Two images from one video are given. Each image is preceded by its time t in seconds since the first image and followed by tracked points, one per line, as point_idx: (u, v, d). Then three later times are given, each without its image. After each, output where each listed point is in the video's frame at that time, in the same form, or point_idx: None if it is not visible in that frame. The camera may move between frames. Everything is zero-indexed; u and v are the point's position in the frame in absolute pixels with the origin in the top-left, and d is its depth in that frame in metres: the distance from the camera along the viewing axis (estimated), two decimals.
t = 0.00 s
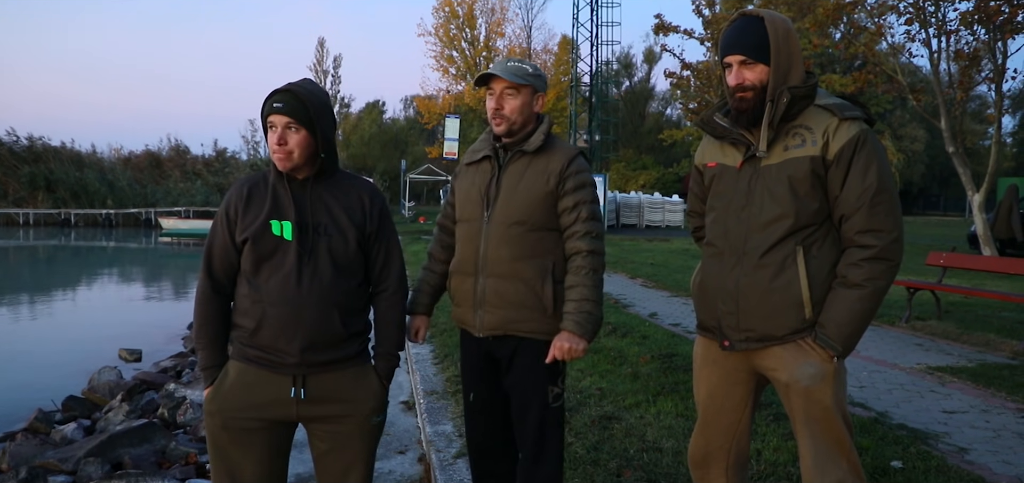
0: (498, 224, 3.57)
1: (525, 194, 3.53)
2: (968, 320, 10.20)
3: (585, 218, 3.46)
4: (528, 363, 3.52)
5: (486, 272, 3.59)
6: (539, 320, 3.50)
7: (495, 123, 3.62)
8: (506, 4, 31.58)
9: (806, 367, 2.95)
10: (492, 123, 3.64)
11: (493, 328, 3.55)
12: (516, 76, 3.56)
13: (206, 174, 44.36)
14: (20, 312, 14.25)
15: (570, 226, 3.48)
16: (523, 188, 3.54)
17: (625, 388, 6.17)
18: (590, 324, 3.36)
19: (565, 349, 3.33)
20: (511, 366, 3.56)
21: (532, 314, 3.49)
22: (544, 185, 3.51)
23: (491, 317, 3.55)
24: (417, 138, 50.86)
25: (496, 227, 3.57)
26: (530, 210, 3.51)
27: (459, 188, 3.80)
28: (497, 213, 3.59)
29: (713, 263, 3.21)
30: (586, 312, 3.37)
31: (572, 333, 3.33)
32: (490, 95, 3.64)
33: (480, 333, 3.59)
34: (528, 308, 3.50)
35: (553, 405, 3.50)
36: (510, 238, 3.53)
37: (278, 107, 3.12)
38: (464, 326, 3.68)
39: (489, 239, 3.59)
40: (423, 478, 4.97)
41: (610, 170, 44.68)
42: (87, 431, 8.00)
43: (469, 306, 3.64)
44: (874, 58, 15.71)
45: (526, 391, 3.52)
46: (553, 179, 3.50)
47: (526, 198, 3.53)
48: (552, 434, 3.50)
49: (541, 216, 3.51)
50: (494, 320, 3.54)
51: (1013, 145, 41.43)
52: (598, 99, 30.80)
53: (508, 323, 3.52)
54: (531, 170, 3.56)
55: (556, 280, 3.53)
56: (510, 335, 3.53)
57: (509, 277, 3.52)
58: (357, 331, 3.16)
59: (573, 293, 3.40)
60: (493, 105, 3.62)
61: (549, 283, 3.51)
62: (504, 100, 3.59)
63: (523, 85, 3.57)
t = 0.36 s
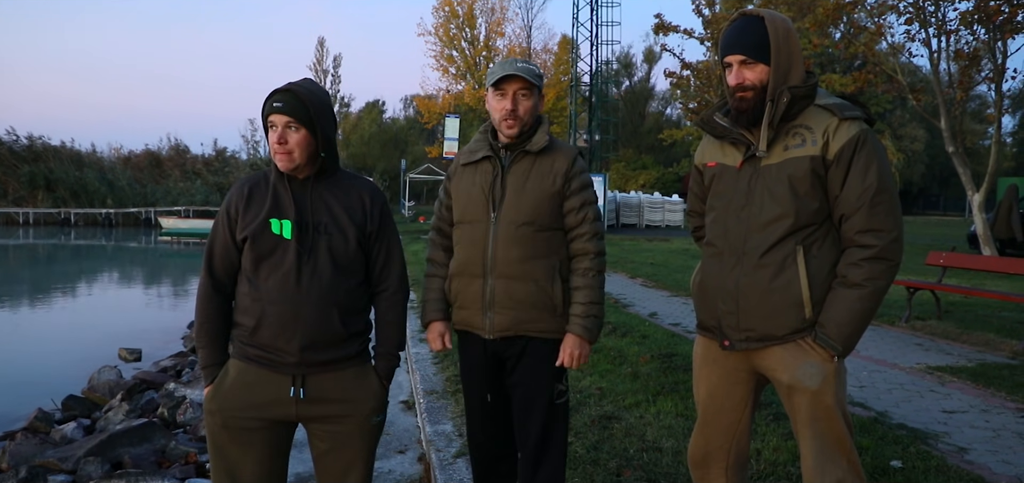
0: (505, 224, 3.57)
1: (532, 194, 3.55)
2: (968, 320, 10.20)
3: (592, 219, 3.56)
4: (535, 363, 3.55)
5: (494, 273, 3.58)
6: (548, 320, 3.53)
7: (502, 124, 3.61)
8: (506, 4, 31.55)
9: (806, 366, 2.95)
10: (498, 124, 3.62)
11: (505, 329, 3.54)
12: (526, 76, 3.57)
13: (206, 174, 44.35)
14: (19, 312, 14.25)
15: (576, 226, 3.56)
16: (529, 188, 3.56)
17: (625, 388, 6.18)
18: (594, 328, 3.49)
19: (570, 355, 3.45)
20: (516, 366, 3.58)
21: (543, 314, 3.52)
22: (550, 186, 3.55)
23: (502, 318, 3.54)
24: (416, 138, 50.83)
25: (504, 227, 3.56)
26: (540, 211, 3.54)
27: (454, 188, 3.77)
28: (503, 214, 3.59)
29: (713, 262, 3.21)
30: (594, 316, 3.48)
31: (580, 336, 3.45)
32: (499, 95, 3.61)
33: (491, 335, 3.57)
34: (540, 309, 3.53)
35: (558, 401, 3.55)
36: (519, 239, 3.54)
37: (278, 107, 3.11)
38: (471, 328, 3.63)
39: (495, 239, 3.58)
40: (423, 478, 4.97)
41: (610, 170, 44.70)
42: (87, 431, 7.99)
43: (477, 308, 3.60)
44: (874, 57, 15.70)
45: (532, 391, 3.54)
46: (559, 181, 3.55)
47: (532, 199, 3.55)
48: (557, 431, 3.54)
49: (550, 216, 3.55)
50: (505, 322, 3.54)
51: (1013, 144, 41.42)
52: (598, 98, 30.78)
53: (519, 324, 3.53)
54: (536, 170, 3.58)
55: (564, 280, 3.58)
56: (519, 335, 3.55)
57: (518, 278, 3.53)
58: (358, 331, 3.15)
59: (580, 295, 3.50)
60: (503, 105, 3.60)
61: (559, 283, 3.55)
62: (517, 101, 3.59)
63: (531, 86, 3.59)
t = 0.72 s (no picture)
0: (508, 225, 3.57)
1: (535, 194, 3.56)
2: (968, 320, 10.21)
3: (593, 219, 3.60)
4: (539, 362, 3.55)
5: (499, 273, 3.58)
6: (554, 319, 3.54)
7: (504, 124, 3.61)
8: (506, 4, 31.56)
9: (805, 367, 2.95)
10: (499, 125, 3.63)
11: (510, 329, 3.54)
12: (527, 76, 3.58)
13: (206, 174, 44.36)
14: (19, 312, 14.25)
15: (578, 226, 3.60)
16: (532, 189, 3.57)
17: (625, 388, 6.18)
18: (602, 325, 3.53)
19: (581, 355, 3.49)
20: (518, 366, 3.58)
21: (550, 313, 3.53)
22: (553, 185, 3.57)
23: (508, 319, 3.54)
24: (417, 138, 50.85)
25: (508, 228, 3.57)
26: (544, 211, 3.55)
27: (453, 189, 3.76)
28: (506, 214, 3.59)
29: (712, 262, 3.21)
30: (601, 314, 3.53)
31: (587, 337, 3.49)
32: (500, 96, 3.61)
33: (497, 336, 3.56)
34: (545, 308, 3.53)
35: (560, 400, 3.55)
36: (524, 239, 3.55)
37: (275, 108, 3.12)
38: (475, 329, 3.62)
39: (500, 240, 3.58)
40: (423, 478, 4.97)
41: (610, 170, 44.73)
42: (88, 431, 8.00)
43: (481, 309, 3.60)
44: (874, 57, 15.70)
45: (534, 390, 3.54)
46: (562, 181, 3.57)
47: (535, 198, 3.56)
48: (559, 431, 3.55)
49: (554, 216, 3.57)
50: (512, 321, 3.53)
51: (1014, 144, 41.41)
52: (598, 98, 30.78)
53: (524, 323, 3.53)
54: (539, 170, 3.59)
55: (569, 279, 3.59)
56: (526, 335, 3.55)
57: (524, 278, 3.54)
58: (358, 331, 3.16)
59: (586, 295, 3.53)
60: (505, 106, 3.60)
61: (564, 282, 3.56)
62: (519, 102, 3.60)
63: (531, 86, 3.60)
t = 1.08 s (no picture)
0: (506, 225, 3.57)
1: (532, 194, 3.56)
2: (968, 320, 10.20)
3: (591, 219, 3.59)
4: (539, 362, 3.55)
5: (497, 273, 3.58)
6: (553, 319, 3.55)
7: (504, 125, 3.60)
8: (507, 5, 31.54)
9: (806, 368, 2.95)
10: (499, 125, 3.62)
11: (508, 328, 3.54)
12: (526, 76, 3.58)
13: (207, 175, 44.37)
14: (20, 312, 14.25)
15: (575, 226, 3.59)
16: (529, 189, 3.57)
17: (625, 389, 6.18)
18: (597, 324, 3.50)
19: (575, 354, 3.47)
20: (517, 367, 3.58)
21: (548, 313, 3.54)
22: (551, 186, 3.56)
23: (506, 318, 3.54)
24: (417, 139, 50.85)
25: (505, 228, 3.57)
26: (542, 211, 3.55)
27: (452, 189, 3.76)
28: (505, 214, 3.59)
29: (712, 262, 3.21)
30: (596, 313, 3.51)
31: (581, 335, 3.47)
32: (500, 97, 3.60)
33: (494, 336, 3.56)
34: (544, 308, 3.54)
35: (559, 401, 3.55)
36: (521, 239, 3.55)
37: (275, 108, 3.12)
38: (473, 329, 3.62)
39: (498, 240, 3.58)
40: (424, 479, 4.97)
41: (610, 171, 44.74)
42: (88, 432, 8.00)
43: (479, 309, 3.60)
44: (874, 58, 15.68)
45: (534, 391, 3.54)
46: (559, 181, 3.57)
47: (533, 198, 3.56)
48: (559, 431, 3.55)
49: (551, 215, 3.56)
50: (510, 321, 3.53)
51: (1014, 145, 41.39)
52: (598, 99, 30.75)
53: (523, 324, 3.53)
54: (536, 171, 3.59)
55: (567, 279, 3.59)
56: (524, 335, 3.55)
57: (521, 277, 3.54)
58: (357, 332, 3.16)
59: (581, 295, 3.52)
60: (504, 106, 3.59)
61: (561, 282, 3.56)
62: (519, 103, 3.60)
63: (530, 86, 3.60)
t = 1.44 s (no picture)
0: (504, 225, 3.57)
1: (530, 193, 3.56)
2: (969, 321, 10.20)
3: (589, 218, 3.59)
4: (537, 362, 3.55)
5: (495, 273, 3.58)
6: (551, 319, 3.54)
7: (504, 126, 3.61)
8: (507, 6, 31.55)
9: (806, 370, 2.95)
10: (498, 126, 3.62)
11: (506, 328, 3.54)
12: (525, 76, 3.59)
13: (207, 176, 44.37)
14: (20, 314, 14.24)
15: (574, 226, 3.59)
16: (526, 189, 3.57)
17: (626, 390, 6.18)
18: (597, 325, 3.50)
19: (576, 352, 3.47)
20: (516, 367, 3.58)
21: (547, 313, 3.54)
22: (548, 186, 3.57)
23: (504, 318, 3.54)
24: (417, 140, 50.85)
25: (503, 229, 3.57)
26: (540, 211, 3.55)
27: (451, 190, 3.76)
28: (502, 214, 3.59)
29: (712, 264, 3.21)
30: (598, 312, 3.50)
31: (583, 333, 3.46)
32: (499, 98, 3.61)
33: (492, 336, 3.56)
34: (543, 308, 3.54)
35: (557, 402, 3.54)
36: (519, 240, 3.55)
37: (276, 109, 3.12)
38: (471, 329, 3.62)
39: (495, 240, 3.59)
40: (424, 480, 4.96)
41: (610, 172, 44.75)
42: (89, 433, 8.00)
43: (477, 309, 3.60)
44: (874, 59, 15.67)
45: (533, 391, 3.54)
46: (556, 181, 3.57)
47: (531, 198, 3.56)
48: (559, 431, 3.55)
49: (549, 216, 3.56)
50: (507, 321, 3.53)
51: (1015, 146, 41.40)
52: (599, 100, 30.73)
53: (521, 323, 3.53)
54: (534, 171, 3.59)
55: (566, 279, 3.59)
56: (522, 335, 3.55)
57: (520, 277, 3.54)
58: (357, 334, 3.16)
59: (581, 294, 3.52)
60: (503, 107, 3.60)
61: (560, 282, 3.56)
62: (519, 103, 3.61)
63: (528, 86, 3.61)
